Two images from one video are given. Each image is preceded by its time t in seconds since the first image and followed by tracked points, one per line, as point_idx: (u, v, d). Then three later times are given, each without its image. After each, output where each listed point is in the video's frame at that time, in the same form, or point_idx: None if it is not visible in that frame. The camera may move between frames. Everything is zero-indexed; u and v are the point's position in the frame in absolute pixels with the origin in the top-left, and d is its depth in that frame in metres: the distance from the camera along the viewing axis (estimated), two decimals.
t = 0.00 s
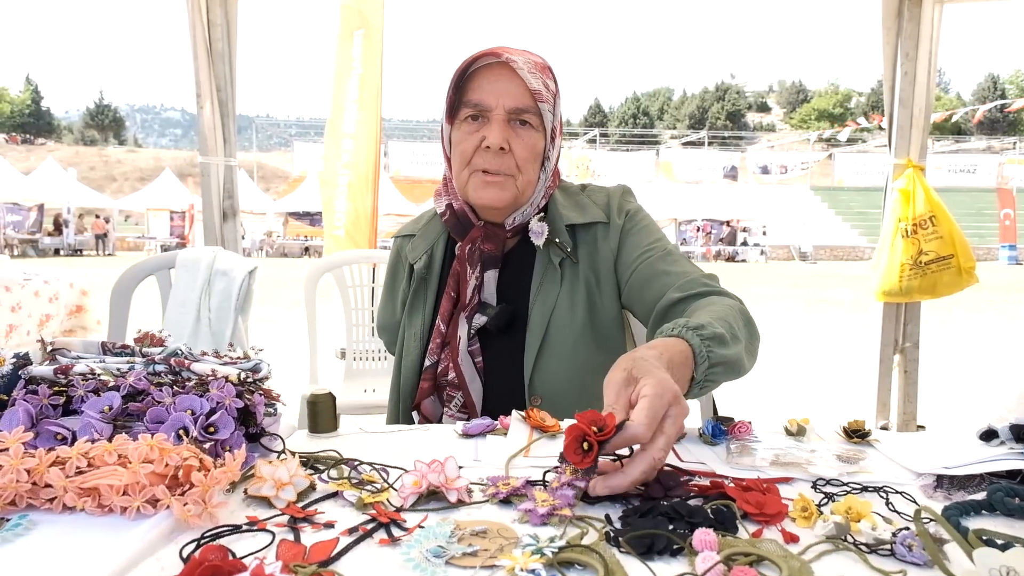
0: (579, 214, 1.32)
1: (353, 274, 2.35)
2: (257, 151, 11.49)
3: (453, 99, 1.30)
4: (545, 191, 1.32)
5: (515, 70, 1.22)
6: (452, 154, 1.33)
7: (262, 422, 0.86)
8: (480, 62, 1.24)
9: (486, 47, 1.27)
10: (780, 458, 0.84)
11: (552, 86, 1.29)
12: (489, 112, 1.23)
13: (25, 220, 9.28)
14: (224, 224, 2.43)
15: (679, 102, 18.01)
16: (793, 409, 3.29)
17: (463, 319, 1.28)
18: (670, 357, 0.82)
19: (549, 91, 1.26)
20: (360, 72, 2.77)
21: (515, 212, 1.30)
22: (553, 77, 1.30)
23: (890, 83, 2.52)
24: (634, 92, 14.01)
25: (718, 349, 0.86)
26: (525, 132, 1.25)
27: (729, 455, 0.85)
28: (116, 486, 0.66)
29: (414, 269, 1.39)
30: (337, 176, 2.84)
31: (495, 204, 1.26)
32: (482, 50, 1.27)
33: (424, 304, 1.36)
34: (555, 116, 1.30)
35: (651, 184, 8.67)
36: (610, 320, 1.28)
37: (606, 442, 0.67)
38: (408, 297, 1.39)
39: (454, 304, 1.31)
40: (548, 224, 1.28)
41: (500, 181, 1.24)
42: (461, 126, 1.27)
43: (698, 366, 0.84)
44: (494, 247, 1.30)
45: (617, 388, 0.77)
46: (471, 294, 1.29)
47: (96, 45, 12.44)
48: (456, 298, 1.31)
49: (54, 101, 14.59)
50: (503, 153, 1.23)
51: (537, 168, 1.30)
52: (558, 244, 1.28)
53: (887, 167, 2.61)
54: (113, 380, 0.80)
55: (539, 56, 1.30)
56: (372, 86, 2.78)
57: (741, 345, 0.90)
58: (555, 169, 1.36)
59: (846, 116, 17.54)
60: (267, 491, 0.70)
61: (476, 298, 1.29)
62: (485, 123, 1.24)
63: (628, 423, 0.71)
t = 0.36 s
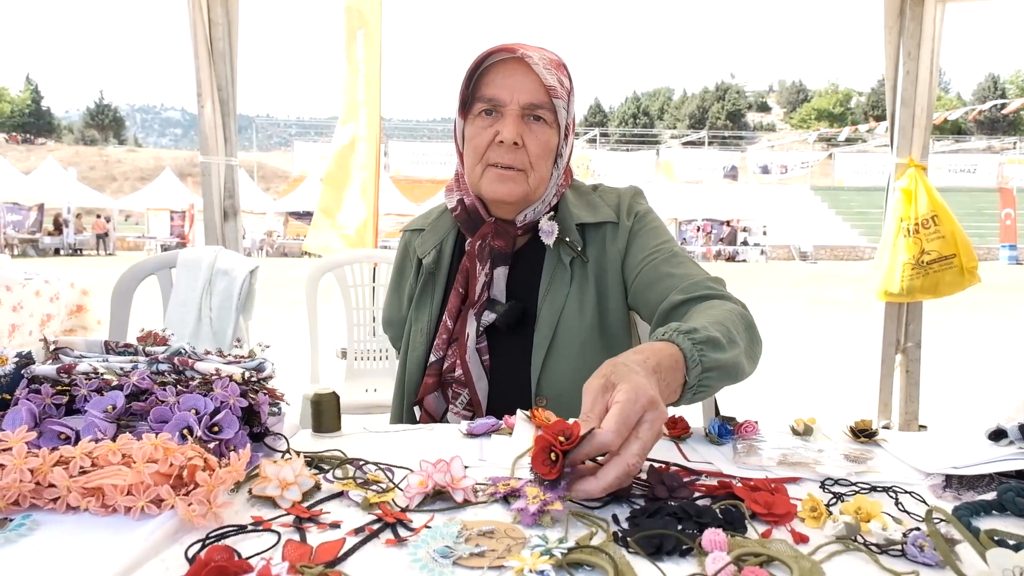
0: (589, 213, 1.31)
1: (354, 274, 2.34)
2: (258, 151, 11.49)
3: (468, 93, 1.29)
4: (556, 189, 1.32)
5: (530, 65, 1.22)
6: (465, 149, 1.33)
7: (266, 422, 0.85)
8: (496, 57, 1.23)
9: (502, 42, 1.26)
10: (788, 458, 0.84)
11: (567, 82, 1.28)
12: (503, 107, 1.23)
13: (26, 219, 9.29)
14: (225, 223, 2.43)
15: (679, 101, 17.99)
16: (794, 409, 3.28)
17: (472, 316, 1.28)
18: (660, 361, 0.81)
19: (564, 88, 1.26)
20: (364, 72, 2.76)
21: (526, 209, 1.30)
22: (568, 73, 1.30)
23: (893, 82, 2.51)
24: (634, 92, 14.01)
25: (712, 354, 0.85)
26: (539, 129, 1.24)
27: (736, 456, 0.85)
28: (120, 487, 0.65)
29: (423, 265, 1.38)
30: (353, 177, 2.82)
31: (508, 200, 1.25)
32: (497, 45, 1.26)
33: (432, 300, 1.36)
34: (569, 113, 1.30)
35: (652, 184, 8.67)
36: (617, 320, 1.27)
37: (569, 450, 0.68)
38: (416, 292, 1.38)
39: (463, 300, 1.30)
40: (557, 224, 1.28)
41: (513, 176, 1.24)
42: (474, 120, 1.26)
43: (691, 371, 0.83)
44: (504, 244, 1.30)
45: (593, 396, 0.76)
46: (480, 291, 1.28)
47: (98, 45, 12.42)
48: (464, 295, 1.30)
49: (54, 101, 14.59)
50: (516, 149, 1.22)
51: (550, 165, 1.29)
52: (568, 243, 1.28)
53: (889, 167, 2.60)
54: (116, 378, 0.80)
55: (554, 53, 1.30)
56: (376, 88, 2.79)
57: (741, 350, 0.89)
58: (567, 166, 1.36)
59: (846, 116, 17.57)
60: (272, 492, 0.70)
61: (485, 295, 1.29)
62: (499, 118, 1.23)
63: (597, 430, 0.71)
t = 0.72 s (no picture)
0: (591, 214, 1.31)
1: (353, 274, 2.34)
2: (257, 150, 11.49)
3: (469, 93, 1.28)
4: (557, 189, 1.32)
5: (532, 66, 1.21)
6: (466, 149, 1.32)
7: (261, 420, 0.85)
8: (497, 57, 1.22)
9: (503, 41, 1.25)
10: (783, 456, 0.84)
11: (568, 81, 1.27)
12: (505, 108, 1.22)
13: (25, 220, 9.29)
14: (224, 223, 2.43)
15: (679, 101, 17.96)
16: (793, 409, 3.28)
17: (472, 316, 1.28)
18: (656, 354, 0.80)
19: (565, 87, 1.25)
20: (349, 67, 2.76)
21: (527, 209, 1.30)
22: (570, 72, 1.29)
23: (891, 82, 2.51)
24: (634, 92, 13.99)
25: (707, 350, 0.85)
26: (541, 129, 1.24)
27: (730, 454, 0.85)
28: (114, 484, 0.65)
29: (423, 262, 1.38)
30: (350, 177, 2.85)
31: (508, 202, 1.26)
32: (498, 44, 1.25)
33: (432, 298, 1.36)
34: (570, 112, 1.29)
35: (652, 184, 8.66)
36: (616, 320, 1.28)
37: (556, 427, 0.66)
38: (416, 290, 1.38)
39: (463, 299, 1.30)
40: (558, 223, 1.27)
41: (515, 178, 1.24)
42: (476, 120, 1.26)
43: (685, 365, 0.83)
44: (505, 244, 1.30)
45: (582, 383, 0.73)
46: (481, 290, 1.28)
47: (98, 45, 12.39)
48: (465, 294, 1.30)
49: (54, 101, 14.58)
50: (518, 150, 1.22)
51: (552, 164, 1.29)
52: (569, 243, 1.28)
53: (887, 167, 2.60)
54: (111, 377, 0.80)
55: (555, 51, 1.28)
56: (362, 82, 2.78)
57: (735, 347, 0.90)
58: (567, 165, 1.36)
59: (846, 116, 17.59)
60: (266, 489, 0.70)
61: (485, 295, 1.29)
62: (500, 119, 1.23)
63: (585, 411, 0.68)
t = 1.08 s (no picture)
0: (596, 213, 1.31)
1: (353, 273, 2.34)
2: (257, 150, 11.50)
3: (468, 97, 1.27)
4: (562, 189, 1.31)
5: (531, 68, 1.20)
6: (469, 152, 1.32)
7: (261, 419, 0.85)
8: (496, 60, 1.22)
9: (501, 43, 1.24)
10: (784, 455, 0.84)
11: (569, 80, 1.27)
12: (507, 111, 1.21)
13: (24, 219, 9.29)
14: (223, 223, 2.42)
15: (678, 102, 17.96)
16: (792, 408, 3.28)
17: (478, 317, 1.28)
18: (673, 353, 0.81)
19: (566, 86, 1.25)
20: (346, 67, 2.74)
21: (533, 209, 1.29)
22: (569, 70, 1.28)
23: (890, 82, 2.50)
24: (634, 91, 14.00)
25: (719, 354, 0.85)
26: (544, 131, 1.23)
27: (732, 453, 0.84)
28: (113, 484, 0.65)
29: (425, 262, 1.37)
30: (343, 176, 2.85)
31: (514, 204, 1.25)
32: (496, 47, 1.24)
33: (436, 297, 1.35)
34: (572, 111, 1.29)
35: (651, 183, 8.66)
36: (620, 320, 1.27)
37: (599, 398, 0.66)
38: (419, 290, 1.37)
39: (468, 300, 1.30)
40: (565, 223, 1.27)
41: (519, 180, 1.23)
42: (477, 125, 1.25)
43: (698, 368, 0.83)
44: (511, 245, 1.29)
45: (619, 366, 0.74)
46: (487, 291, 1.28)
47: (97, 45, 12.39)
48: (470, 295, 1.30)
49: (53, 101, 14.56)
50: (522, 154, 1.22)
51: (556, 165, 1.29)
52: (574, 244, 1.28)
53: (887, 167, 2.60)
54: (110, 376, 0.79)
55: (553, 49, 1.27)
56: (360, 81, 2.76)
57: (745, 352, 0.90)
58: (571, 165, 1.35)
59: (844, 115, 17.61)
60: (266, 489, 0.69)
61: (491, 296, 1.28)
62: (503, 123, 1.22)
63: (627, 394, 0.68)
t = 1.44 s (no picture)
0: (599, 212, 1.30)
1: (352, 272, 2.32)
2: (255, 150, 11.47)
3: (471, 95, 1.26)
4: (566, 187, 1.30)
5: (535, 67, 1.19)
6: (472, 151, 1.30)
7: (261, 421, 0.83)
8: (500, 59, 1.20)
9: (505, 41, 1.22)
10: (793, 457, 0.82)
11: (573, 79, 1.25)
12: (510, 112, 1.20)
13: (22, 219, 9.27)
14: (222, 222, 2.41)
15: (677, 101, 17.94)
16: (794, 409, 3.26)
17: (480, 317, 1.26)
18: (668, 353, 0.80)
19: (570, 86, 1.23)
20: (342, 65, 2.74)
21: (536, 209, 1.28)
22: (573, 68, 1.26)
23: (892, 80, 2.49)
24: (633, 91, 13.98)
25: (717, 354, 0.83)
26: (548, 131, 1.22)
27: (740, 454, 0.83)
28: (110, 486, 0.64)
29: (427, 261, 1.36)
30: (336, 175, 2.83)
31: (517, 205, 1.24)
32: (499, 46, 1.22)
33: (438, 296, 1.34)
34: (576, 110, 1.27)
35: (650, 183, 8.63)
36: (623, 320, 1.26)
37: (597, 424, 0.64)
38: (421, 288, 1.36)
39: (470, 300, 1.28)
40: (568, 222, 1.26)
41: (522, 182, 1.22)
42: (480, 124, 1.24)
43: (695, 366, 0.81)
44: (513, 244, 1.28)
45: (613, 375, 0.74)
46: (489, 291, 1.26)
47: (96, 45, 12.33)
48: (472, 294, 1.28)
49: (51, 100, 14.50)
50: (525, 155, 1.20)
51: (560, 165, 1.27)
52: (577, 243, 1.26)
53: (888, 166, 2.58)
54: (108, 376, 0.78)
55: (558, 47, 1.25)
56: (356, 80, 2.75)
57: (745, 351, 0.88)
58: (575, 164, 1.34)
59: (843, 116, 17.62)
60: (266, 491, 0.68)
61: (493, 296, 1.27)
62: (506, 123, 1.21)
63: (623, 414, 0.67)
